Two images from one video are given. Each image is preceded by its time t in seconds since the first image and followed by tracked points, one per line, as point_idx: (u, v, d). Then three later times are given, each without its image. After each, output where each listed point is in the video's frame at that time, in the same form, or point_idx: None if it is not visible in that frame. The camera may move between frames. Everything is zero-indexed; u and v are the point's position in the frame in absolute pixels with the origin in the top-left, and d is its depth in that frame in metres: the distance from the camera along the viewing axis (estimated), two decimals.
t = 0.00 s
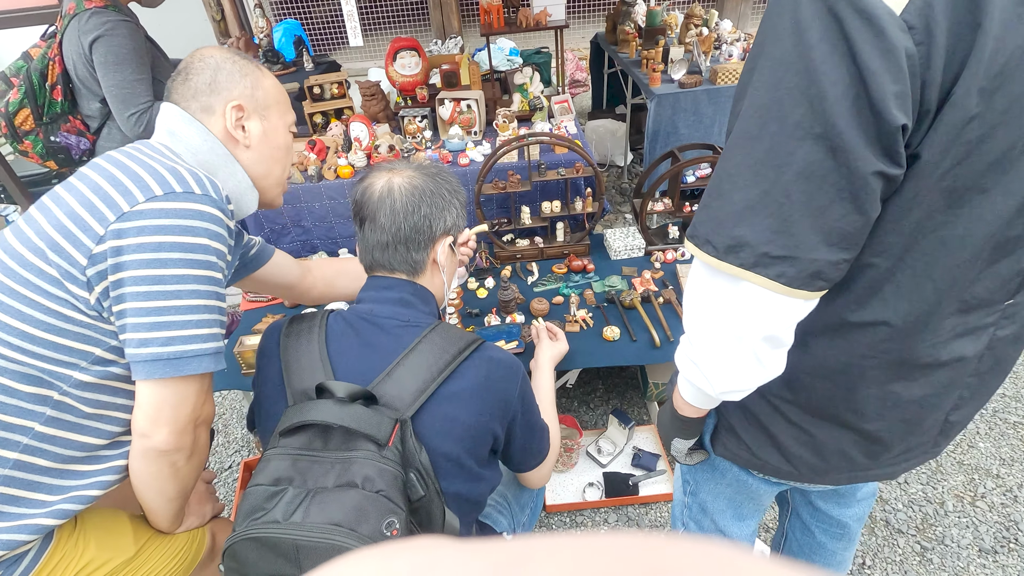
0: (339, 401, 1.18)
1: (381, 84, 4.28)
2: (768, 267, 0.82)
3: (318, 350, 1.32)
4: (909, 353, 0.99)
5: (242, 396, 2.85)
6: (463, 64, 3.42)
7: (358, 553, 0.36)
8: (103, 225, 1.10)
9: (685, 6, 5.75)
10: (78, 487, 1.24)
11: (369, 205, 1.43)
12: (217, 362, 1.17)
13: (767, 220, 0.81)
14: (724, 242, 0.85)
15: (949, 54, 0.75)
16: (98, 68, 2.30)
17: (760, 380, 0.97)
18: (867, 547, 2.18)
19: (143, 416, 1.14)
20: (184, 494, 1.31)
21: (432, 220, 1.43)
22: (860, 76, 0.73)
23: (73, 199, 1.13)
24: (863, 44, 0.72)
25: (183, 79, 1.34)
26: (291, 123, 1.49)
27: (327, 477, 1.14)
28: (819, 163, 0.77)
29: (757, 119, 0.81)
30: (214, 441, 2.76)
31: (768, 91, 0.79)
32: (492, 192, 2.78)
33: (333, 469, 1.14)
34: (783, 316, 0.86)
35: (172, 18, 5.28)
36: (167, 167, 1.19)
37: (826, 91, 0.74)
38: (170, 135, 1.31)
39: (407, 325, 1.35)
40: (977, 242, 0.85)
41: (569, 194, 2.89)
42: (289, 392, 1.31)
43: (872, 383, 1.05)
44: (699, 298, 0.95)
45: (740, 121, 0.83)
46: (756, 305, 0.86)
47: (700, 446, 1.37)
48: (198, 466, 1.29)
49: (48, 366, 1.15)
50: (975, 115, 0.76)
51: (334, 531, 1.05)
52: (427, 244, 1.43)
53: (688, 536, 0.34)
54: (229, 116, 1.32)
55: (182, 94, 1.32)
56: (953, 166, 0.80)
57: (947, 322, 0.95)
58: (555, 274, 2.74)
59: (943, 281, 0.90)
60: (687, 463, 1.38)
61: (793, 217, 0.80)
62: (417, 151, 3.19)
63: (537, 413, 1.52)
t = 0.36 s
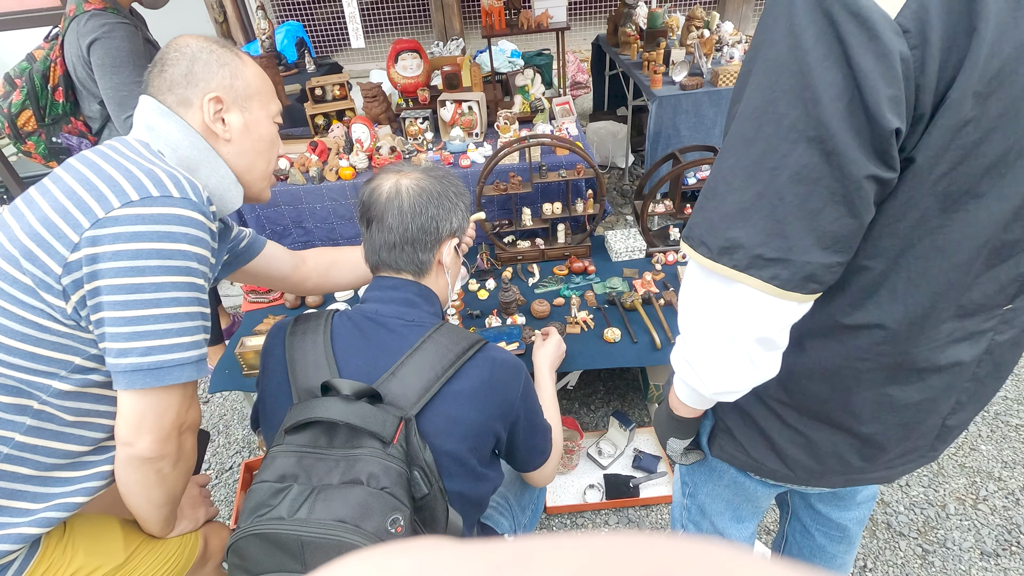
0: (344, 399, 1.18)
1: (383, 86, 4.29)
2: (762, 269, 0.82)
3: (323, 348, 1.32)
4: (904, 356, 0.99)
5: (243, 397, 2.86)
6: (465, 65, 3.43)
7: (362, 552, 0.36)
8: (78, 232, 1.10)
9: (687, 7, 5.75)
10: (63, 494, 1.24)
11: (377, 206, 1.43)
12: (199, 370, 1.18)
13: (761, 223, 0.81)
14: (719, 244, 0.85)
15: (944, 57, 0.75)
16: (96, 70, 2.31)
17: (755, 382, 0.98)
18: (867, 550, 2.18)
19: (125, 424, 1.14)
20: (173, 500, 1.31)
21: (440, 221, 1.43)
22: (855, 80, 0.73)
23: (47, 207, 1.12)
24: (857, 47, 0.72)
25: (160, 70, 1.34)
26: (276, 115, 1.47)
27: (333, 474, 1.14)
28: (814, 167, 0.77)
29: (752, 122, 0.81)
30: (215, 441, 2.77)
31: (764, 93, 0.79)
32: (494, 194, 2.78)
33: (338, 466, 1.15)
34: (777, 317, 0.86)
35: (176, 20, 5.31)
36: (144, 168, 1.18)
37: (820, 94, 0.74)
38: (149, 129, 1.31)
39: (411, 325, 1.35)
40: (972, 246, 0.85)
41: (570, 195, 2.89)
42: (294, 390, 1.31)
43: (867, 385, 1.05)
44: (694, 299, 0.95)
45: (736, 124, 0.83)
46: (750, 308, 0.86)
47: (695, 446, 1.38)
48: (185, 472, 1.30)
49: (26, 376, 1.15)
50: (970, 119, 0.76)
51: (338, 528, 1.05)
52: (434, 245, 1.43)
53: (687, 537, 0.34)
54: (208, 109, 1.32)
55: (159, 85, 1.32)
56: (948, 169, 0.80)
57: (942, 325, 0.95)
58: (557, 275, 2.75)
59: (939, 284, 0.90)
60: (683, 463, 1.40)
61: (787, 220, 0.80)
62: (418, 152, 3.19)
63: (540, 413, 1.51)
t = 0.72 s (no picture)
0: (345, 401, 1.18)
1: (382, 88, 4.29)
2: (765, 278, 0.82)
3: (324, 350, 1.32)
4: (907, 362, 0.98)
5: (242, 400, 2.86)
6: (465, 68, 3.43)
7: (364, 555, 0.36)
8: (93, 240, 1.10)
9: (686, 10, 5.77)
10: (71, 503, 1.24)
11: (378, 208, 1.43)
12: (206, 379, 1.18)
13: (765, 232, 0.81)
14: (722, 253, 0.85)
15: (948, 64, 0.75)
16: (98, 76, 2.31)
17: (759, 390, 0.97)
18: (868, 553, 2.17)
19: (131, 434, 1.14)
20: (175, 508, 1.31)
21: (441, 223, 1.44)
22: (860, 87, 0.73)
23: (64, 213, 1.13)
24: (862, 55, 0.72)
25: (189, 86, 1.34)
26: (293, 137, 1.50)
27: (334, 477, 1.14)
28: (817, 175, 0.77)
29: (755, 129, 0.81)
30: (214, 444, 2.76)
31: (767, 101, 0.79)
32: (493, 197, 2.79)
33: (339, 469, 1.14)
34: (781, 327, 0.86)
35: (176, 23, 5.32)
36: (160, 178, 1.19)
37: (824, 102, 0.74)
38: (171, 144, 1.31)
39: (412, 327, 1.35)
40: (976, 252, 0.85)
41: (570, 197, 2.90)
42: (295, 392, 1.31)
43: (870, 392, 1.05)
44: (696, 307, 0.95)
45: (738, 131, 0.83)
46: (753, 316, 0.86)
47: (697, 453, 1.38)
48: (189, 481, 1.30)
49: (36, 381, 1.16)
50: (974, 126, 0.76)
51: (339, 531, 1.05)
52: (435, 247, 1.43)
53: (692, 540, 0.33)
54: (234, 127, 1.32)
55: (187, 102, 1.32)
56: (952, 176, 0.80)
57: (945, 331, 0.95)
58: (557, 277, 2.75)
59: (943, 291, 0.90)
60: (683, 470, 1.40)
61: (791, 228, 0.80)
62: (418, 155, 3.19)
63: (540, 415, 1.51)
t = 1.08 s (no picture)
0: (341, 404, 1.18)
1: (384, 88, 4.29)
2: (763, 280, 0.82)
3: (321, 352, 1.32)
4: (906, 365, 0.98)
5: (244, 400, 2.86)
6: (466, 68, 3.43)
7: (362, 558, 0.36)
8: (125, 238, 1.12)
9: (687, 9, 5.76)
10: (84, 502, 1.24)
11: (375, 209, 1.43)
12: (225, 379, 1.17)
13: (761, 234, 0.81)
14: (719, 255, 0.84)
15: (945, 65, 0.75)
16: (97, 74, 2.31)
17: (757, 393, 0.97)
18: (869, 553, 2.17)
19: (149, 433, 1.14)
20: (185, 510, 1.31)
21: (439, 224, 1.44)
22: (856, 89, 0.73)
23: (98, 211, 1.15)
24: (858, 57, 0.72)
25: (228, 108, 1.35)
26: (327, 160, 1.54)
27: (330, 479, 1.14)
28: (814, 176, 0.77)
29: (752, 131, 0.81)
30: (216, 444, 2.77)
31: (764, 103, 0.79)
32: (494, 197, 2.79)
33: (335, 471, 1.14)
34: (779, 330, 0.86)
35: (177, 23, 5.33)
36: (193, 184, 1.20)
37: (820, 104, 0.74)
38: (207, 159, 1.31)
39: (409, 328, 1.35)
40: (974, 253, 0.85)
41: (571, 197, 2.89)
42: (292, 394, 1.31)
43: (869, 394, 1.04)
44: (694, 309, 0.94)
45: (735, 133, 0.83)
46: (750, 318, 0.86)
47: (698, 455, 1.38)
48: (201, 484, 1.30)
49: (60, 376, 1.16)
50: (972, 126, 0.76)
51: (336, 534, 1.05)
52: (433, 248, 1.44)
53: (688, 542, 0.33)
54: (271, 146, 1.34)
55: (227, 122, 1.33)
56: (949, 178, 0.80)
57: (944, 333, 0.94)
58: (557, 277, 2.75)
59: (941, 292, 0.89)
60: (684, 472, 1.39)
61: (788, 231, 0.79)
62: (419, 155, 3.19)
63: (539, 416, 1.51)
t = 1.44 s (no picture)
0: (341, 402, 1.18)
1: (389, 86, 4.30)
2: (762, 278, 0.82)
3: (321, 350, 1.33)
4: (908, 364, 0.98)
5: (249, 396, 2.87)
6: (471, 65, 3.42)
7: (359, 557, 0.36)
8: (148, 233, 1.13)
9: (693, 7, 5.75)
10: (101, 494, 1.26)
11: (375, 208, 1.44)
12: (244, 374, 1.17)
13: (760, 232, 0.81)
14: (718, 253, 0.84)
15: (947, 62, 0.74)
16: (100, 71, 2.32)
17: (758, 391, 0.97)
18: (874, 554, 2.16)
19: (169, 426, 1.15)
20: (200, 505, 1.32)
21: (439, 223, 1.44)
22: (856, 86, 0.72)
23: (121, 206, 1.16)
24: (858, 54, 0.72)
25: (248, 107, 1.35)
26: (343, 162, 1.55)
27: (330, 477, 1.14)
28: (813, 175, 0.76)
29: (751, 129, 0.80)
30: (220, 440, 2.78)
31: (764, 101, 0.79)
32: (498, 194, 2.80)
33: (336, 469, 1.15)
34: (780, 328, 0.86)
35: (184, 21, 5.35)
36: (214, 181, 1.21)
37: (820, 102, 0.74)
38: (225, 157, 1.32)
39: (409, 326, 1.35)
40: (977, 251, 0.85)
41: (575, 196, 2.89)
42: (293, 393, 1.32)
43: (870, 394, 1.04)
44: (695, 308, 0.94)
45: (735, 131, 0.83)
46: (750, 316, 0.86)
47: (699, 454, 1.37)
48: (217, 479, 1.31)
49: (81, 369, 1.17)
50: (974, 124, 0.75)
51: (336, 532, 1.05)
52: (433, 247, 1.44)
53: (690, 539, 0.33)
54: (290, 146, 1.35)
55: (247, 121, 1.34)
56: (950, 176, 0.79)
57: (947, 332, 0.94)
58: (561, 276, 2.75)
59: (943, 291, 0.89)
60: (685, 472, 1.38)
61: (787, 229, 0.79)
62: (424, 152, 3.20)
63: (541, 415, 1.51)
